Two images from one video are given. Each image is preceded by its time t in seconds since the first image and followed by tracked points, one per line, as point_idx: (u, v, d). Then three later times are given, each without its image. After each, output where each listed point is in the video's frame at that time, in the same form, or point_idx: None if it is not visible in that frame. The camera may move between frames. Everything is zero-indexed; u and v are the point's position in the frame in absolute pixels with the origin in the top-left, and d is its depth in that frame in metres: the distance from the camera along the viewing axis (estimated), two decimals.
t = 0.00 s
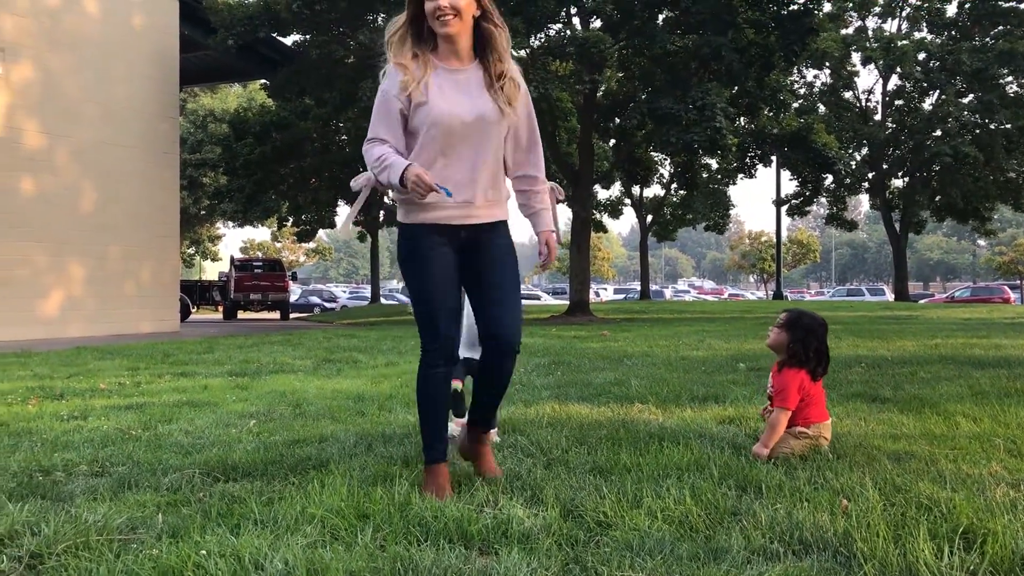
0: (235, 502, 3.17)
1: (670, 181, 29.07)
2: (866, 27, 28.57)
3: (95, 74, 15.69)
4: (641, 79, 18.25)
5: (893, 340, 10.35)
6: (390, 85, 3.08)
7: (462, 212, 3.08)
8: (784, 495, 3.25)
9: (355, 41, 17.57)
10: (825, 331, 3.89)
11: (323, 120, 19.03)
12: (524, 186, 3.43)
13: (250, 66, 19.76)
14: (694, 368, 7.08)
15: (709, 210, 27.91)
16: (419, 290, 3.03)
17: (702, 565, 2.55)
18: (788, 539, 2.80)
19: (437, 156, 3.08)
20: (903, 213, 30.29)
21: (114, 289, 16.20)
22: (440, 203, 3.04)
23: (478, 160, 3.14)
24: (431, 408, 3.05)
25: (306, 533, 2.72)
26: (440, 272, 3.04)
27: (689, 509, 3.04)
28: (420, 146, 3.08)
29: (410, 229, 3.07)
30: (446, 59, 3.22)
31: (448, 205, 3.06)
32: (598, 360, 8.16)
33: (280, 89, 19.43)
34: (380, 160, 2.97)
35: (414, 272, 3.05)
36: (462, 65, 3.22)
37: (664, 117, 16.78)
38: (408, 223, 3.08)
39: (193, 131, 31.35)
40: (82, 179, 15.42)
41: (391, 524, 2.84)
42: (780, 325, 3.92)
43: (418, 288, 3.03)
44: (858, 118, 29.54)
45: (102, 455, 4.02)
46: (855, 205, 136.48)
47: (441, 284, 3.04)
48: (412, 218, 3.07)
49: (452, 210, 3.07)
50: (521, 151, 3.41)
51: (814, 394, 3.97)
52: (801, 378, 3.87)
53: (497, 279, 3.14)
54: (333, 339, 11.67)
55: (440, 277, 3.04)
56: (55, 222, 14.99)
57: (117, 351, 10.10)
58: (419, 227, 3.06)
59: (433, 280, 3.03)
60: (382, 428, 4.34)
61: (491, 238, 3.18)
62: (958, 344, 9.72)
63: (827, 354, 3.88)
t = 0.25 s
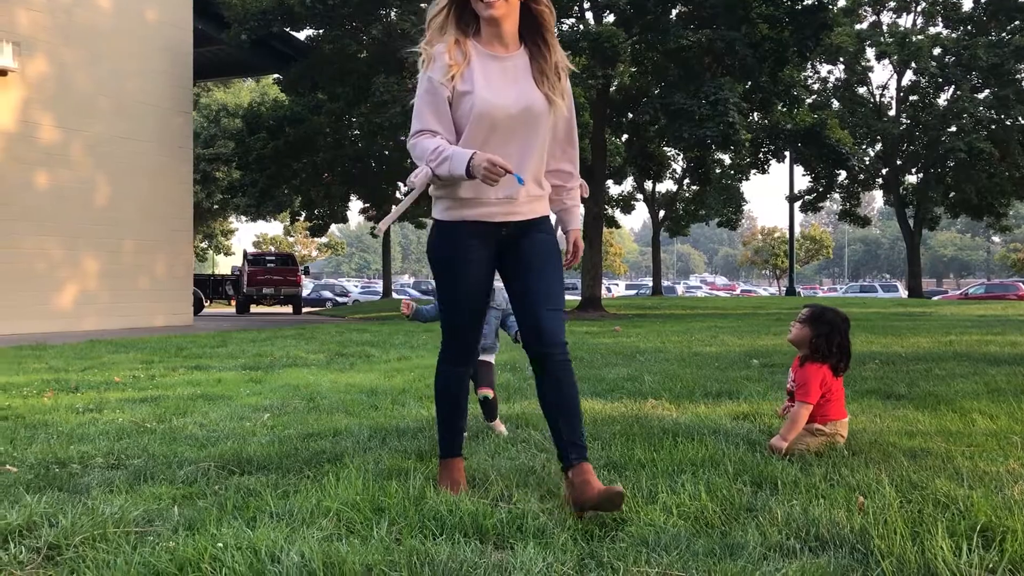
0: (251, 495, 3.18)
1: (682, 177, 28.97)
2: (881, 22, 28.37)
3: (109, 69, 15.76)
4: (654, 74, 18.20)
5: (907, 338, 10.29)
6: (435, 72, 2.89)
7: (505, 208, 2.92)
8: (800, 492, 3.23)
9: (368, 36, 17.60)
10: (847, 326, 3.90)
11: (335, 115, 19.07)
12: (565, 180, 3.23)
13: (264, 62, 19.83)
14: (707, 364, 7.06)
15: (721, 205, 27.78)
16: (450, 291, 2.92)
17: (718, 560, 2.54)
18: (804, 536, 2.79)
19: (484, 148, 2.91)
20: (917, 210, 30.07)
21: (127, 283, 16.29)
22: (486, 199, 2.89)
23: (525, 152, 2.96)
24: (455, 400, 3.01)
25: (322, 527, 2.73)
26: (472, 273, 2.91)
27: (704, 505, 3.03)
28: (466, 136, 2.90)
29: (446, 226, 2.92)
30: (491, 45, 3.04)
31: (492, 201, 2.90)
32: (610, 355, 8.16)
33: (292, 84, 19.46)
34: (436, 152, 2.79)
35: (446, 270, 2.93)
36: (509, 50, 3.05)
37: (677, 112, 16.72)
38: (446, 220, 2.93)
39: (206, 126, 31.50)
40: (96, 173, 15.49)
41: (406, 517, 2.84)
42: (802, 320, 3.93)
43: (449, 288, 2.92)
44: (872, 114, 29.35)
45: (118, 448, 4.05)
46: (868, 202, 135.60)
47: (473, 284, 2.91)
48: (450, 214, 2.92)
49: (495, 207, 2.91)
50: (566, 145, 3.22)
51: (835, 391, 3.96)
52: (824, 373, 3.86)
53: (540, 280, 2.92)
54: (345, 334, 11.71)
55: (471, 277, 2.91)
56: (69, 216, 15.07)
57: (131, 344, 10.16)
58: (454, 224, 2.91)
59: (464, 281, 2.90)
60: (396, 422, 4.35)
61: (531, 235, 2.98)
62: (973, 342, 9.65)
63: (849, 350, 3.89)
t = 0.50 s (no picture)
0: (272, 486, 3.19)
1: (700, 170, 28.77)
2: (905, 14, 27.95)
3: (130, 61, 15.86)
4: (674, 66, 18.05)
5: (930, 333, 10.15)
6: (511, 50, 2.72)
7: (582, 199, 2.67)
8: (825, 487, 3.19)
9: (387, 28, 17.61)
10: (878, 321, 3.93)
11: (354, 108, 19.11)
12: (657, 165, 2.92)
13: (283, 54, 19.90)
14: (728, 358, 7.00)
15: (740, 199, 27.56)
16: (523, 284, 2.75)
17: (743, 556, 2.51)
18: (830, 531, 2.75)
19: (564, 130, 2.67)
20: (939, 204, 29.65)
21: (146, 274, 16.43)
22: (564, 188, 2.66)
23: (606, 132, 2.69)
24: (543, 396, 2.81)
25: (345, 518, 2.74)
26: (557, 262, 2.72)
27: (728, 500, 3.00)
28: (543, 120, 2.68)
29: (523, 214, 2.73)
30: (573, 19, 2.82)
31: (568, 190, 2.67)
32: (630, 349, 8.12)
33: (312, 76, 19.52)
34: (513, 143, 2.62)
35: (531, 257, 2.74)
36: (591, 25, 2.82)
37: (697, 104, 16.58)
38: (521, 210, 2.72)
39: (225, 118, 31.67)
40: (117, 165, 15.62)
41: (429, 509, 2.84)
42: (835, 316, 3.92)
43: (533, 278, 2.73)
44: (894, 107, 28.96)
45: (141, 438, 4.08)
46: (888, 196, 134.02)
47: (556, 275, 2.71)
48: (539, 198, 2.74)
49: (574, 195, 2.67)
50: (656, 128, 2.93)
51: (866, 388, 3.95)
52: (859, 367, 3.87)
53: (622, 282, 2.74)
54: (363, 325, 11.75)
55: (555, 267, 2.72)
56: (91, 207, 15.22)
57: (152, 334, 10.24)
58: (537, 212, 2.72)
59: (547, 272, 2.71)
60: (417, 414, 4.35)
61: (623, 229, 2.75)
62: (998, 338, 9.50)
63: (880, 345, 3.92)
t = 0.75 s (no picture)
0: (293, 478, 3.20)
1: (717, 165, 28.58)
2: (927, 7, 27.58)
3: (150, 54, 15.96)
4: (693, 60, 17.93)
5: (952, 330, 10.04)
6: (567, 23, 2.59)
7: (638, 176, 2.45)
8: (849, 485, 3.16)
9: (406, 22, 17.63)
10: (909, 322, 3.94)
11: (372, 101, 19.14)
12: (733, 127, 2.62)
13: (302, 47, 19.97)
14: (748, 354, 6.95)
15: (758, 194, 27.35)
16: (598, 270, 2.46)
17: (767, 553, 2.49)
18: (855, 529, 2.72)
19: (614, 97, 2.47)
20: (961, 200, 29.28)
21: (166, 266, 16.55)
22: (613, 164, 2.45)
23: (661, 104, 2.47)
24: (615, 413, 2.41)
25: (367, 511, 2.75)
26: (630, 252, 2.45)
27: (751, 497, 2.98)
28: (594, 90, 2.48)
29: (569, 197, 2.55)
30: None
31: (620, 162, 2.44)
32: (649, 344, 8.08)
33: (331, 69, 19.57)
34: (562, 114, 2.44)
35: (588, 246, 2.49)
36: None
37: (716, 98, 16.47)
38: (569, 191, 2.54)
39: (244, 111, 31.83)
40: (137, 157, 15.73)
41: (450, 503, 2.84)
42: (875, 314, 3.87)
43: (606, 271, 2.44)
44: (915, 102, 28.61)
45: (162, 429, 4.11)
46: (908, 192, 132.47)
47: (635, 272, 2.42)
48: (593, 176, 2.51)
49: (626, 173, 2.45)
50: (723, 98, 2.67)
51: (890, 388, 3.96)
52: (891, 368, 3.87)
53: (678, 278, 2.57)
54: (382, 318, 11.77)
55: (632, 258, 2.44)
56: (111, 199, 15.34)
57: (172, 326, 10.31)
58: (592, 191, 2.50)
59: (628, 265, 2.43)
60: (437, 408, 4.34)
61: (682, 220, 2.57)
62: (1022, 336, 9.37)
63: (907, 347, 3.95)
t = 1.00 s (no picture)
0: (312, 472, 3.21)
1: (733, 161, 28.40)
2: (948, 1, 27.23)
3: (167, 49, 16.03)
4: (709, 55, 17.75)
5: (973, 328, 9.91)
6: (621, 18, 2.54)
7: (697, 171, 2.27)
8: (870, 483, 3.12)
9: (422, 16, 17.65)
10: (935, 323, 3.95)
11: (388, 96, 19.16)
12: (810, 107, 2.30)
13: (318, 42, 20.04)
14: (766, 350, 6.91)
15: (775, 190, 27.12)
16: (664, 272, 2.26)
17: (789, 551, 2.46)
18: (878, 527, 2.69)
19: (662, 86, 2.35)
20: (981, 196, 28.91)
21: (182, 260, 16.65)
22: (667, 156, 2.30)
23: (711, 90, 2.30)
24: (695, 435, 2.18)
25: (386, 505, 2.76)
26: (698, 261, 2.24)
27: (773, 494, 2.95)
28: (643, 80, 2.40)
29: (625, 196, 2.42)
30: None
31: (670, 154, 2.30)
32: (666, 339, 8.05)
33: (347, 63, 19.60)
34: (610, 108, 2.41)
35: (650, 253, 2.30)
36: None
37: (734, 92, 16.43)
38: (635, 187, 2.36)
39: (260, 105, 31.95)
40: (154, 151, 15.83)
41: (469, 498, 2.84)
42: (907, 313, 3.86)
43: (672, 283, 2.24)
44: (935, 97, 28.27)
45: (180, 421, 4.13)
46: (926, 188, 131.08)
47: (704, 283, 2.22)
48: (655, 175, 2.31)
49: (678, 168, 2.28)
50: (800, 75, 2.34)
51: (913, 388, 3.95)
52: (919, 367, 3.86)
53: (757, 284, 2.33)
54: (397, 313, 11.78)
55: (701, 269, 2.23)
56: (129, 193, 15.45)
57: (190, 319, 10.36)
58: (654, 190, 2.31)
59: (695, 277, 2.22)
60: (454, 402, 4.33)
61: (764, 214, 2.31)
62: None
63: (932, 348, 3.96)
